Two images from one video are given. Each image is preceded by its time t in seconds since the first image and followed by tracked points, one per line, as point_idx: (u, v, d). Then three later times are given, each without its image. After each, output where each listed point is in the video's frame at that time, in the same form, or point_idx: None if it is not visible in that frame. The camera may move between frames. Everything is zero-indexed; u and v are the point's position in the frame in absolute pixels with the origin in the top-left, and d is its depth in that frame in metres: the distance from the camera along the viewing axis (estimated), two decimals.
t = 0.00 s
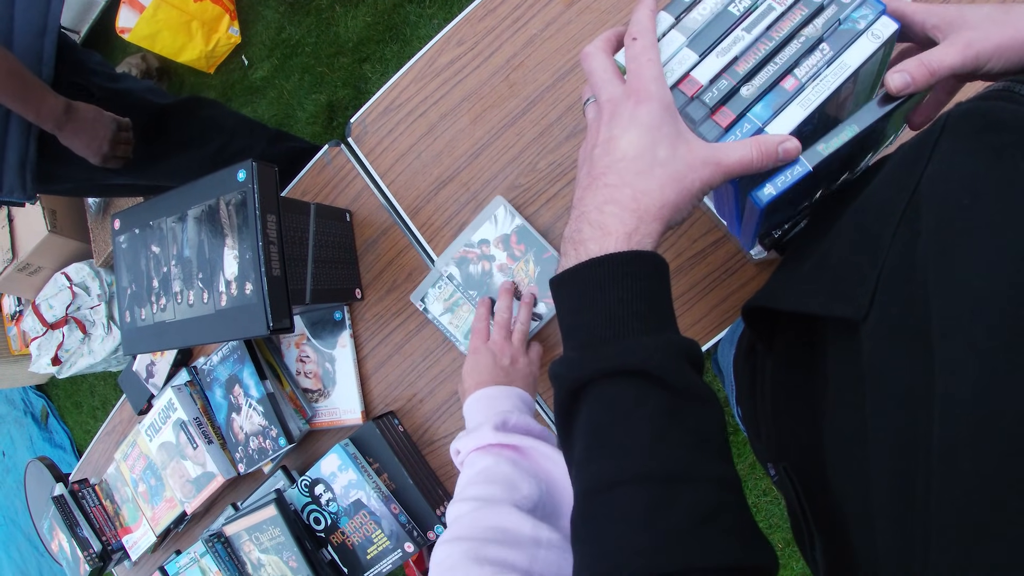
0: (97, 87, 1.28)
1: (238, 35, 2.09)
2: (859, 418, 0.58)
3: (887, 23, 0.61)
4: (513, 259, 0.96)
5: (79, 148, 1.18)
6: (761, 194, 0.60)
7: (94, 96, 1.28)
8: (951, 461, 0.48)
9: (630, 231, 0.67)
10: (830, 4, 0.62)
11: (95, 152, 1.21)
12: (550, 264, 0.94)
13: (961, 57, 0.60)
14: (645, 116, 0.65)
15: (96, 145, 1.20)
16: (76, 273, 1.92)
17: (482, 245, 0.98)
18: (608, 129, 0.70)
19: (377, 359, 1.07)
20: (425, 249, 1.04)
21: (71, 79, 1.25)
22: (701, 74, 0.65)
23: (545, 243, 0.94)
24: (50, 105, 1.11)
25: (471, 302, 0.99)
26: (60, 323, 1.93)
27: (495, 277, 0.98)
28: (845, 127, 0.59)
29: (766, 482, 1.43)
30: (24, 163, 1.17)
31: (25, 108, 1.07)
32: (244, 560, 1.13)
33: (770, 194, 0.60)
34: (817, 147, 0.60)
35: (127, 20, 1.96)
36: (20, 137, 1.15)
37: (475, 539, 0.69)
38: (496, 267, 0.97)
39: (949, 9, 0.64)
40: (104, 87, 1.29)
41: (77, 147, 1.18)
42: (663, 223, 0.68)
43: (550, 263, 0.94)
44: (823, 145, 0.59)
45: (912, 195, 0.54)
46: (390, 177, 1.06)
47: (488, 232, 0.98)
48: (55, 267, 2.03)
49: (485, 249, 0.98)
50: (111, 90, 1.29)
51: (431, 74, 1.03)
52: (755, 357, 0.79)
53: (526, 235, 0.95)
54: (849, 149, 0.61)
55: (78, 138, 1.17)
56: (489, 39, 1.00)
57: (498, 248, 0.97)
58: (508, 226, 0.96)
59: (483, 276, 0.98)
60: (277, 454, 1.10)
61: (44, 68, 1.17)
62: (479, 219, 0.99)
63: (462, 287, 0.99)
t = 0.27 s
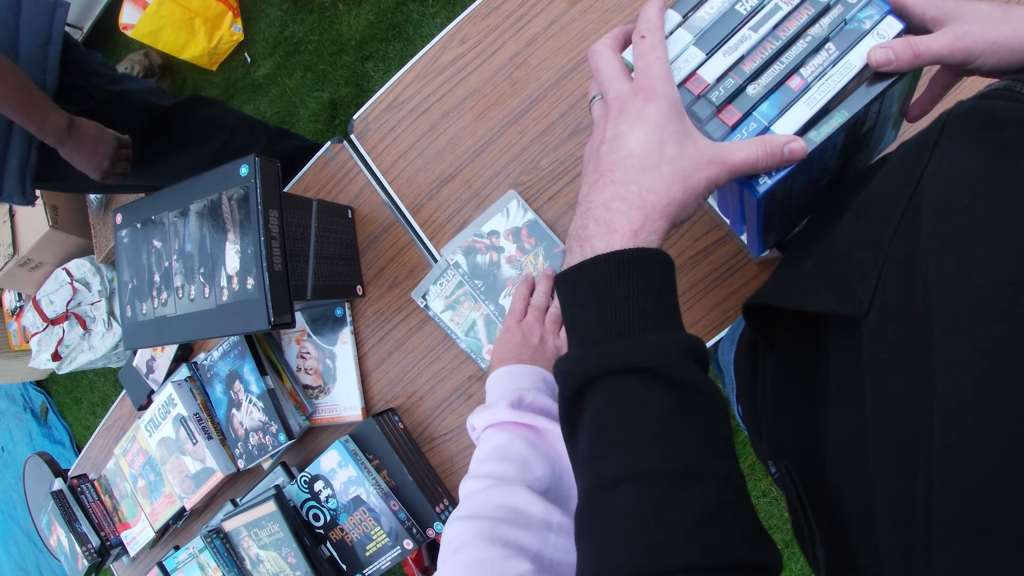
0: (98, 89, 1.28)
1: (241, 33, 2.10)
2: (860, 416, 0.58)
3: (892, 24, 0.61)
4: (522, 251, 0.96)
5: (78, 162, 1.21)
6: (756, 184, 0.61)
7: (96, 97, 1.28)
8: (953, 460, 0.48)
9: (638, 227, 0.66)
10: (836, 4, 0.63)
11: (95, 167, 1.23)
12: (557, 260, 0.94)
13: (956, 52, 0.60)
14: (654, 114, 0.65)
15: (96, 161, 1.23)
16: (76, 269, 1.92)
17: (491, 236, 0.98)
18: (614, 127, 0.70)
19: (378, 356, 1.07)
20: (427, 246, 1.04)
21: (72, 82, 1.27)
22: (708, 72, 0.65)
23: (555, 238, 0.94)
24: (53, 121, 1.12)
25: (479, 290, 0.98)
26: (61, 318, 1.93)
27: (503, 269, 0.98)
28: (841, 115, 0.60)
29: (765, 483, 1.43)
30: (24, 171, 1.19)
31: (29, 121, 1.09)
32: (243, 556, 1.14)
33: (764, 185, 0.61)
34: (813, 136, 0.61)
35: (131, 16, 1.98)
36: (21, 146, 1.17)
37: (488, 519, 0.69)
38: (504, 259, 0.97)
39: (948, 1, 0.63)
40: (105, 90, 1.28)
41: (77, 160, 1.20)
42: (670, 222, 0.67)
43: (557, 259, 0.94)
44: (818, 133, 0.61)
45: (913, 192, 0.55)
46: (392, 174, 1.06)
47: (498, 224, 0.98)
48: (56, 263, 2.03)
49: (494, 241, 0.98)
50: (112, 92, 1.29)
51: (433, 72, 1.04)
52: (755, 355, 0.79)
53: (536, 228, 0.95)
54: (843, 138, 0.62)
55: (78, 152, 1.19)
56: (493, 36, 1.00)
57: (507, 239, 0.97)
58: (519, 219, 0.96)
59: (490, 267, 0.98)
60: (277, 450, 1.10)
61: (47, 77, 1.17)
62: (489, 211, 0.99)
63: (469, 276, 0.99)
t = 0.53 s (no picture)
0: (101, 83, 1.28)
1: (245, 29, 2.10)
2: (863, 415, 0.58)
3: (907, 32, 0.62)
4: (536, 236, 0.96)
5: (82, 157, 1.22)
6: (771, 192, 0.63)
7: (99, 92, 1.28)
8: (958, 460, 0.48)
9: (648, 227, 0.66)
10: (853, 11, 0.64)
11: (98, 162, 1.25)
12: (572, 239, 0.93)
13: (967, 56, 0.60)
14: (672, 116, 0.65)
15: (98, 157, 1.24)
16: (77, 263, 1.92)
17: (502, 225, 0.98)
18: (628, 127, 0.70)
19: (379, 352, 1.07)
20: (429, 242, 1.04)
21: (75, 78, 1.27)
22: (725, 77, 0.66)
23: (568, 218, 0.94)
24: (57, 117, 1.12)
25: (494, 278, 0.98)
26: (61, 312, 1.93)
27: (517, 257, 0.97)
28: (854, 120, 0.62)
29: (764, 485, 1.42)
30: (25, 169, 1.18)
31: (34, 119, 1.09)
32: (240, 551, 1.14)
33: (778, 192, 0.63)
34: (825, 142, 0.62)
35: (134, 11, 1.99)
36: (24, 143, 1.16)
37: (492, 523, 0.69)
38: (517, 246, 0.97)
39: (955, 6, 0.63)
40: (107, 85, 1.29)
41: (80, 155, 1.22)
42: (687, 224, 0.66)
43: (571, 238, 0.93)
44: (830, 139, 0.62)
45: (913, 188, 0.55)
46: (395, 170, 1.06)
47: (508, 211, 0.97)
48: (57, 257, 2.03)
49: (506, 230, 0.97)
50: (115, 87, 1.30)
51: (438, 69, 1.04)
52: (756, 352, 0.79)
53: (547, 212, 0.95)
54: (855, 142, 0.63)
55: (82, 148, 1.20)
56: (498, 34, 1.00)
57: (519, 226, 0.96)
58: (529, 205, 0.96)
59: (505, 255, 0.97)
60: (276, 444, 1.10)
61: (52, 74, 1.17)
62: (497, 200, 0.99)
63: (482, 266, 0.99)
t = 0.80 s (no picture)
0: (106, 71, 1.28)
1: (251, 23, 2.10)
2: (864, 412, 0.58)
3: (916, 33, 0.62)
4: (540, 228, 0.95)
5: (85, 147, 1.22)
6: (777, 188, 0.63)
7: (104, 79, 1.28)
8: (959, 458, 0.48)
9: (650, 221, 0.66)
10: (863, 11, 0.64)
11: (100, 151, 1.24)
12: (576, 234, 0.93)
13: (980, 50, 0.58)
14: (681, 111, 0.65)
15: (101, 147, 1.24)
16: (77, 252, 1.92)
17: (507, 216, 0.98)
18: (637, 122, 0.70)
19: (377, 344, 1.07)
20: (430, 235, 1.04)
21: (82, 64, 1.26)
22: (734, 74, 0.66)
23: (572, 212, 0.93)
24: (61, 105, 1.12)
25: (497, 269, 0.98)
26: (59, 301, 1.93)
27: (521, 247, 0.97)
28: (861, 118, 0.62)
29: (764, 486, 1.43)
30: (30, 152, 1.18)
31: (38, 106, 1.09)
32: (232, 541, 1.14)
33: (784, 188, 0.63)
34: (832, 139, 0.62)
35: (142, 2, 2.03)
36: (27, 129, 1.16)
37: None
38: (521, 238, 0.97)
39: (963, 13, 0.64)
40: (113, 72, 1.29)
41: (82, 144, 1.21)
42: (694, 219, 0.66)
43: (575, 233, 0.93)
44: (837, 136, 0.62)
45: (912, 184, 0.54)
46: (398, 163, 1.06)
47: (513, 203, 0.97)
48: (57, 245, 2.03)
49: (510, 221, 0.97)
50: (120, 75, 1.30)
51: (443, 62, 1.04)
52: (755, 349, 0.80)
53: (551, 206, 0.95)
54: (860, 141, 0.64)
55: (85, 138, 1.20)
56: (504, 29, 1.00)
57: (524, 217, 0.96)
58: (534, 196, 0.96)
59: (508, 247, 0.97)
60: (272, 434, 1.10)
61: (58, 61, 1.17)
62: (504, 190, 0.99)
63: (484, 257, 0.99)
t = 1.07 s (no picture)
0: (111, 62, 1.28)
1: (254, 20, 2.11)
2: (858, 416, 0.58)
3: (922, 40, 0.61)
4: (538, 229, 0.96)
5: (87, 135, 1.21)
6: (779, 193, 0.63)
7: (108, 70, 1.28)
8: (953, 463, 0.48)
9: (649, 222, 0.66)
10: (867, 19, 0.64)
11: (103, 140, 1.24)
12: (575, 235, 0.93)
13: (980, 41, 0.55)
14: (683, 113, 0.65)
15: (104, 135, 1.23)
16: (77, 245, 1.92)
17: (506, 216, 0.98)
18: (640, 122, 0.70)
19: (374, 342, 1.07)
20: (429, 234, 1.04)
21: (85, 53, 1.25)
22: (739, 80, 0.66)
23: (570, 213, 0.94)
24: (65, 93, 1.12)
25: (496, 269, 0.98)
26: (58, 295, 1.93)
27: (520, 247, 0.97)
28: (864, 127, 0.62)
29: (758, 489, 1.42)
30: (34, 141, 1.19)
31: (43, 92, 1.09)
32: (226, 536, 1.14)
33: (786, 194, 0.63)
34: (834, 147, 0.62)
35: None
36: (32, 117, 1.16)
37: None
38: (520, 238, 0.97)
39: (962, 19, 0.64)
40: (117, 64, 1.29)
41: (85, 133, 1.20)
42: (693, 220, 0.67)
43: (574, 234, 0.93)
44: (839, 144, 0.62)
45: (912, 190, 0.55)
46: (398, 161, 1.07)
47: (512, 203, 0.98)
48: (57, 239, 2.03)
49: (509, 221, 0.97)
50: (125, 68, 1.30)
51: (445, 62, 1.04)
52: (753, 351, 0.80)
53: (550, 206, 0.95)
54: (860, 148, 0.64)
55: (89, 127, 1.20)
56: (506, 30, 1.00)
57: (522, 217, 0.96)
58: (533, 197, 0.96)
59: (507, 247, 0.98)
60: (268, 430, 1.10)
61: (63, 49, 1.17)
62: (503, 190, 0.99)
63: (483, 256, 0.99)
